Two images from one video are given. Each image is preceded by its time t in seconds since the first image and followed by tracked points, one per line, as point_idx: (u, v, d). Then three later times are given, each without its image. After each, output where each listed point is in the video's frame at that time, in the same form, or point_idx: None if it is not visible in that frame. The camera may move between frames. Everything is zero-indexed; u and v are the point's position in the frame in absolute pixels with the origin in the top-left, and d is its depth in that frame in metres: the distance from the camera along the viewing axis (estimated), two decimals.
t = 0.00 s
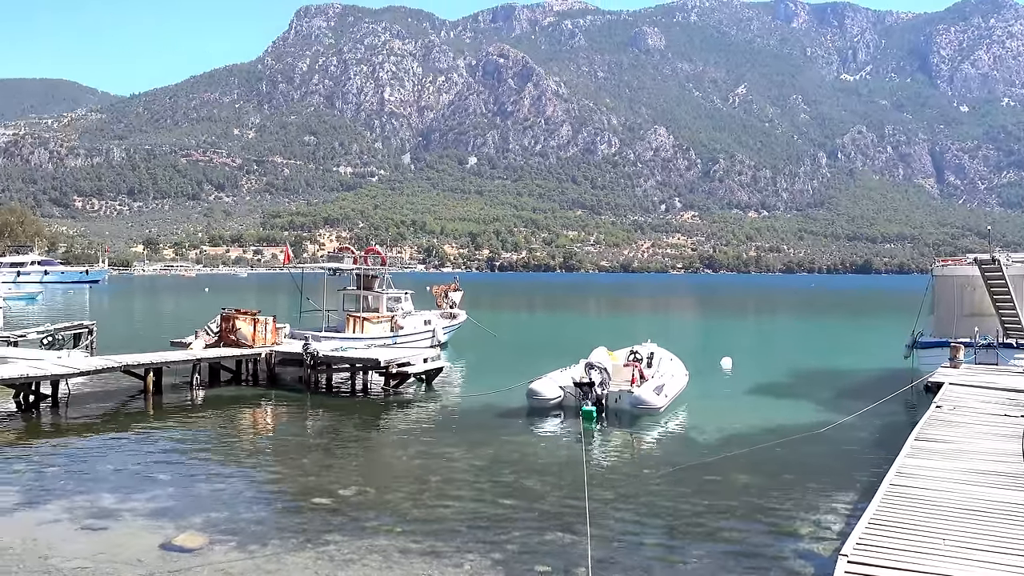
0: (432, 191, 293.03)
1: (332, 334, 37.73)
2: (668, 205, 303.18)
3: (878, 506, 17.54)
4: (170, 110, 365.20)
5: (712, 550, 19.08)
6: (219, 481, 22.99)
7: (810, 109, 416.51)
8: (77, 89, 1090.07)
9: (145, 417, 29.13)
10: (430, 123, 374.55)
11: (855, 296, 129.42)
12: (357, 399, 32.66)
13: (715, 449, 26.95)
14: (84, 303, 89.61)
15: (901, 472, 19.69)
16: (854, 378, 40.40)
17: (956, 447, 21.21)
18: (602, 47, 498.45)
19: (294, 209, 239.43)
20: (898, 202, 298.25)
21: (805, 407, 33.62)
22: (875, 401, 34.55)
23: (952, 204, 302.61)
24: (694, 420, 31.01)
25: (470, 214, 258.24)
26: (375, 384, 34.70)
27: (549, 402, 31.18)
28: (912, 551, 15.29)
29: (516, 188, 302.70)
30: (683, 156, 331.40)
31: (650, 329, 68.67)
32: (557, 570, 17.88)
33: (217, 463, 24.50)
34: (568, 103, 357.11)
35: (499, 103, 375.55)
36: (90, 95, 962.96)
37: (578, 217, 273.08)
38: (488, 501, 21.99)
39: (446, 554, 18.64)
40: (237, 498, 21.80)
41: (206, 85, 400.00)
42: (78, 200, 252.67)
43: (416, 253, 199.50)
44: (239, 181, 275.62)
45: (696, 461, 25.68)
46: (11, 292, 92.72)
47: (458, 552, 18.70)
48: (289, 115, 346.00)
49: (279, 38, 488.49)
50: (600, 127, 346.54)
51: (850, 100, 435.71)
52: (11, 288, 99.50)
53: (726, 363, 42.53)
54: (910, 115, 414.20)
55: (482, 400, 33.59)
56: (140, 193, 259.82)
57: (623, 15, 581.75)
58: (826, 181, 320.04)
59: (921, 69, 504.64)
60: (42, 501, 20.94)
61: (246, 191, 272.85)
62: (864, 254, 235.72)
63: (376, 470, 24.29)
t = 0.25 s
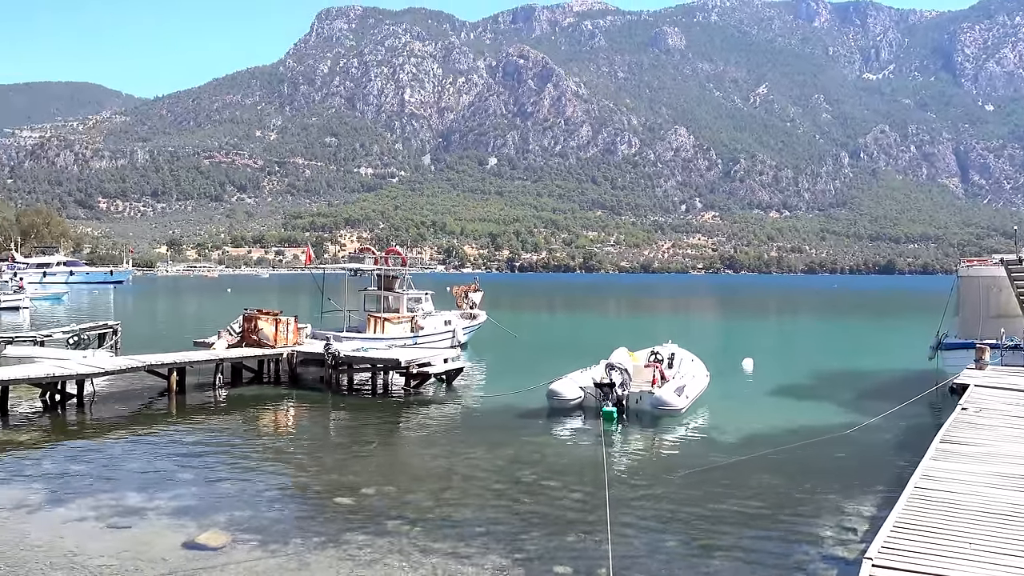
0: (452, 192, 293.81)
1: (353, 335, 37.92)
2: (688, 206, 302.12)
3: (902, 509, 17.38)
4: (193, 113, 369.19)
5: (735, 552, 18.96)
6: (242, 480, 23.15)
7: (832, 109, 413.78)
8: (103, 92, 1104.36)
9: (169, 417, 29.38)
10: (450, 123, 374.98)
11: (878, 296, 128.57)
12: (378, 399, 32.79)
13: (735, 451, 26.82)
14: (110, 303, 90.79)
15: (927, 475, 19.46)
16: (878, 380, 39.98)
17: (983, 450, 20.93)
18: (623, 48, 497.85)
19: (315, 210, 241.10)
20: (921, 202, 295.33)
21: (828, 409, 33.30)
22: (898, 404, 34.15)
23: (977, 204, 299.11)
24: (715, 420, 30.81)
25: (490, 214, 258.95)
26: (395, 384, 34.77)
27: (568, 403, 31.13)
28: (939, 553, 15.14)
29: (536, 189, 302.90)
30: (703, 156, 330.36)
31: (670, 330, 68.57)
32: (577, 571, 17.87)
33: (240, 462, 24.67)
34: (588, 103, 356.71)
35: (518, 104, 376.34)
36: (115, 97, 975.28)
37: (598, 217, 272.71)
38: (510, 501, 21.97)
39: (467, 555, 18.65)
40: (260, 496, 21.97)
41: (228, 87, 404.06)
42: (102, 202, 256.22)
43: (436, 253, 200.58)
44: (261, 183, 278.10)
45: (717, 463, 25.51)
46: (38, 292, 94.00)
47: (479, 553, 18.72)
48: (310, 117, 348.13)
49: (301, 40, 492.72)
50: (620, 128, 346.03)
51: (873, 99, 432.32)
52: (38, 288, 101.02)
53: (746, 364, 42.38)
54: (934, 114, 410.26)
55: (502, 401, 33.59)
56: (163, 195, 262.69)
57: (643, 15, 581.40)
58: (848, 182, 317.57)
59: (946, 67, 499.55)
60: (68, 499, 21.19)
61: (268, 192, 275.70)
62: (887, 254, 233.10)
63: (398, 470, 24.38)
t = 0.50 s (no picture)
0: (472, 192, 294.59)
1: (374, 335, 38.11)
2: (709, 205, 300.71)
3: (927, 512, 17.20)
4: (217, 117, 372.87)
5: (757, 554, 18.84)
6: (264, 480, 23.30)
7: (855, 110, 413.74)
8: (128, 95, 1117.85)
9: (192, 415, 29.62)
10: (470, 124, 375.64)
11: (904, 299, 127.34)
12: (398, 399, 32.93)
13: (757, 452, 26.66)
14: (134, 303, 91.72)
15: (951, 477, 19.26)
16: (902, 381, 39.66)
17: (1009, 452, 20.69)
18: (643, 48, 497.27)
19: (337, 212, 243.67)
20: (947, 201, 292.26)
21: (850, 410, 33.07)
22: (924, 405, 33.79)
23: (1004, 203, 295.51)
24: (737, 422, 30.65)
25: (510, 215, 259.35)
26: (416, 384, 34.86)
27: (589, 403, 31.07)
28: (965, 555, 14.98)
29: (556, 189, 302.93)
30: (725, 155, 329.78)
31: (691, 331, 68.12)
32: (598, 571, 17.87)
33: (260, 462, 24.83)
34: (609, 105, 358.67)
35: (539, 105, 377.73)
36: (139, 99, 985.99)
37: (618, 217, 272.05)
38: (527, 503, 21.90)
39: (488, 553, 18.67)
40: (280, 495, 22.08)
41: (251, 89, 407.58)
42: (126, 203, 259.62)
43: (456, 254, 201.54)
44: (282, 184, 280.09)
45: (740, 464, 25.34)
46: (64, 292, 95.12)
47: (501, 553, 18.73)
48: (331, 119, 350.46)
49: (322, 42, 496.49)
50: (641, 128, 347.12)
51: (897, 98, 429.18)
52: (65, 288, 102.38)
53: (768, 364, 41.97)
54: (960, 112, 406.30)
55: (522, 401, 33.62)
56: (187, 197, 265.59)
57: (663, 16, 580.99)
58: (871, 183, 317.39)
59: (972, 64, 494.40)
60: (95, 496, 21.47)
61: (289, 193, 276.06)
62: (911, 255, 230.86)
63: (419, 471, 24.39)
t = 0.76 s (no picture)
0: (492, 192, 295.28)
1: (395, 335, 38.23)
2: (730, 205, 298.81)
3: (952, 515, 16.99)
4: (239, 119, 376.47)
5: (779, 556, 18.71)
6: (285, 478, 23.43)
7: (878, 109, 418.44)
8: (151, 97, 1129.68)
9: (214, 414, 29.87)
10: (490, 124, 376.82)
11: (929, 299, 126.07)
12: (418, 398, 33.01)
13: (779, 453, 26.46)
14: (157, 303, 92.47)
15: (976, 481, 19.01)
16: (927, 382, 39.26)
17: None
18: (663, 48, 496.92)
19: (361, 211, 247.95)
20: (971, 199, 289.55)
21: (874, 412, 32.71)
22: (949, 407, 33.36)
23: None
24: (759, 422, 30.43)
25: (530, 215, 259.80)
26: (436, 384, 34.89)
27: (609, 404, 30.97)
28: (990, 558, 14.81)
29: (576, 189, 302.93)
30: (745, 154, 334.08)
31: (712, 331, 67.70)
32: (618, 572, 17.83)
33: (281, 461, 24.99)
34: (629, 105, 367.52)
35: (558, 105, 380.69)
36: (163, 101, 995.87)
37: (638, 217, 271.14)
38: (547, 503, 21.87)
39: (508, 554, 18.65)
40: (301, 495, 22.18)
41: (272, 91, 411.53)
42: (150, 204, 263.15)
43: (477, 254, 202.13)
44: (303, 185, 281.93)
45: (761, 466, 25.16)
46: (90, 292, 96.08)
47: (521, 554, 18.68)
48: (352, 120, 352.96)
49: (342, 43, 499.51)
50: (661, 128, 353.11)
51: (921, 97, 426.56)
52: (88, 288, 103.50)
53: (790, 365, 41.65)
54: (985, 111, 402.85)
55: (542, 401, 33.57)
56: (209, 198, 268.06)
57: (683, 14, 579.95)
58: (894, 180, 320.68)
59: (997, 62, 489.91)
60: (119, 494, 21.66)
61: (310, 194, 277.55)
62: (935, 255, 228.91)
63: (439, 470, 24.41)
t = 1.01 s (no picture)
0: (511, 192, 295.47)
1: (414, 335, 38.40)
2: (751, 205, 294.96)
3: (975, 516, 16.81)
4: (260, 121, 379.26)
5: (800, 557, 18.58)
6: (306, 477, 23.58)
7: (901, 110, 415.74)
8: (174, 98, 1140.00)
9: (235, 413, 30.08)
10: (510, 124, 377.37)
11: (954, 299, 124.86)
12: (438, 398, 33.13)
13: (801, 454, 26.31)
14: (180, 303, 93.05)
15: (1001, 482, 18.82)
16: (951, 383, 38.93)
17: None
18: (682, 48, 495.88)
19: (380, 212, 248.51)
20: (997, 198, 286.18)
21: (896, 412, 32.45)
22: (971, 408, 33.09)
23: None
24: (780, 423, 30.33)
25: (550, 215, 259.67)
26: (456, 384, 34.99)
27: (629, 404, 30.98)
28: (1015, 561, 14.66)
29: (596, 188, 302.33)
30: (767, 154, 330.99)
31: (734, 331, 67.33)
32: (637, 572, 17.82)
33: (303, 459, 25.10)
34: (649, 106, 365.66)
35: (578, 105, 380.37)
36: (185, 102, 1005.31)
37: (658, 217, 269.89)
38: (568, 503, 21.86)
39: (528, 554, 18.65)
40: (323, 493, 22.35)
41: (293, 93, 414.73)
42: (172, 205, 265.74)
43: (495, 255, 202.02)
44: (324, 185, 283.52)
45: (783, 466, 25.08)
46: (113, 292, 96.88)
47: (541, 553, 18.73)
48: (372, 120, 354.67)
49: (362, 43, 502.13)
50: (681, 128, 351.70)
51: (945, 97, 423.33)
52: (112, 288, 104.48)
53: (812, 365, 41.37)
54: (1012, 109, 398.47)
55: (563, 401, 33.58)
56: (230, 198, 270.24)
57: (703, 13, 578.63)
58: (919, 180, 315.13)
59: None
60: (145, 492, 21.92)
61: (330, 194, 279.00)
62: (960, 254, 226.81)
63: (460, 470, 24.45)
